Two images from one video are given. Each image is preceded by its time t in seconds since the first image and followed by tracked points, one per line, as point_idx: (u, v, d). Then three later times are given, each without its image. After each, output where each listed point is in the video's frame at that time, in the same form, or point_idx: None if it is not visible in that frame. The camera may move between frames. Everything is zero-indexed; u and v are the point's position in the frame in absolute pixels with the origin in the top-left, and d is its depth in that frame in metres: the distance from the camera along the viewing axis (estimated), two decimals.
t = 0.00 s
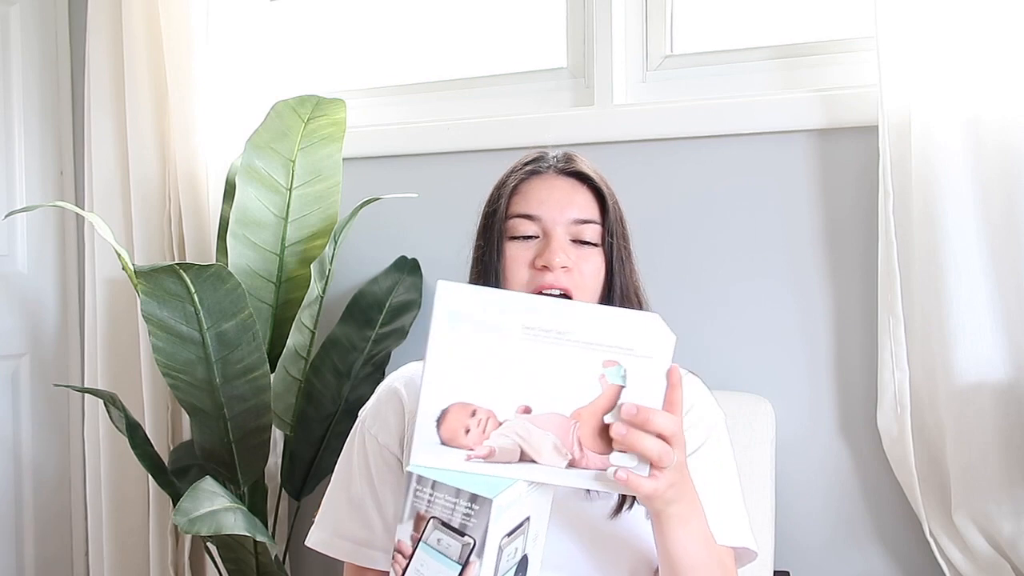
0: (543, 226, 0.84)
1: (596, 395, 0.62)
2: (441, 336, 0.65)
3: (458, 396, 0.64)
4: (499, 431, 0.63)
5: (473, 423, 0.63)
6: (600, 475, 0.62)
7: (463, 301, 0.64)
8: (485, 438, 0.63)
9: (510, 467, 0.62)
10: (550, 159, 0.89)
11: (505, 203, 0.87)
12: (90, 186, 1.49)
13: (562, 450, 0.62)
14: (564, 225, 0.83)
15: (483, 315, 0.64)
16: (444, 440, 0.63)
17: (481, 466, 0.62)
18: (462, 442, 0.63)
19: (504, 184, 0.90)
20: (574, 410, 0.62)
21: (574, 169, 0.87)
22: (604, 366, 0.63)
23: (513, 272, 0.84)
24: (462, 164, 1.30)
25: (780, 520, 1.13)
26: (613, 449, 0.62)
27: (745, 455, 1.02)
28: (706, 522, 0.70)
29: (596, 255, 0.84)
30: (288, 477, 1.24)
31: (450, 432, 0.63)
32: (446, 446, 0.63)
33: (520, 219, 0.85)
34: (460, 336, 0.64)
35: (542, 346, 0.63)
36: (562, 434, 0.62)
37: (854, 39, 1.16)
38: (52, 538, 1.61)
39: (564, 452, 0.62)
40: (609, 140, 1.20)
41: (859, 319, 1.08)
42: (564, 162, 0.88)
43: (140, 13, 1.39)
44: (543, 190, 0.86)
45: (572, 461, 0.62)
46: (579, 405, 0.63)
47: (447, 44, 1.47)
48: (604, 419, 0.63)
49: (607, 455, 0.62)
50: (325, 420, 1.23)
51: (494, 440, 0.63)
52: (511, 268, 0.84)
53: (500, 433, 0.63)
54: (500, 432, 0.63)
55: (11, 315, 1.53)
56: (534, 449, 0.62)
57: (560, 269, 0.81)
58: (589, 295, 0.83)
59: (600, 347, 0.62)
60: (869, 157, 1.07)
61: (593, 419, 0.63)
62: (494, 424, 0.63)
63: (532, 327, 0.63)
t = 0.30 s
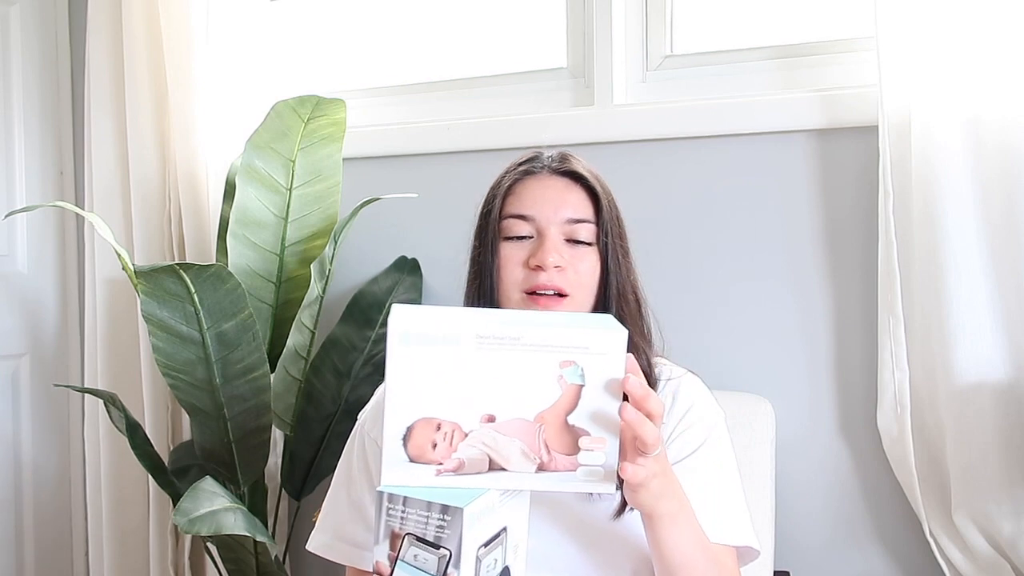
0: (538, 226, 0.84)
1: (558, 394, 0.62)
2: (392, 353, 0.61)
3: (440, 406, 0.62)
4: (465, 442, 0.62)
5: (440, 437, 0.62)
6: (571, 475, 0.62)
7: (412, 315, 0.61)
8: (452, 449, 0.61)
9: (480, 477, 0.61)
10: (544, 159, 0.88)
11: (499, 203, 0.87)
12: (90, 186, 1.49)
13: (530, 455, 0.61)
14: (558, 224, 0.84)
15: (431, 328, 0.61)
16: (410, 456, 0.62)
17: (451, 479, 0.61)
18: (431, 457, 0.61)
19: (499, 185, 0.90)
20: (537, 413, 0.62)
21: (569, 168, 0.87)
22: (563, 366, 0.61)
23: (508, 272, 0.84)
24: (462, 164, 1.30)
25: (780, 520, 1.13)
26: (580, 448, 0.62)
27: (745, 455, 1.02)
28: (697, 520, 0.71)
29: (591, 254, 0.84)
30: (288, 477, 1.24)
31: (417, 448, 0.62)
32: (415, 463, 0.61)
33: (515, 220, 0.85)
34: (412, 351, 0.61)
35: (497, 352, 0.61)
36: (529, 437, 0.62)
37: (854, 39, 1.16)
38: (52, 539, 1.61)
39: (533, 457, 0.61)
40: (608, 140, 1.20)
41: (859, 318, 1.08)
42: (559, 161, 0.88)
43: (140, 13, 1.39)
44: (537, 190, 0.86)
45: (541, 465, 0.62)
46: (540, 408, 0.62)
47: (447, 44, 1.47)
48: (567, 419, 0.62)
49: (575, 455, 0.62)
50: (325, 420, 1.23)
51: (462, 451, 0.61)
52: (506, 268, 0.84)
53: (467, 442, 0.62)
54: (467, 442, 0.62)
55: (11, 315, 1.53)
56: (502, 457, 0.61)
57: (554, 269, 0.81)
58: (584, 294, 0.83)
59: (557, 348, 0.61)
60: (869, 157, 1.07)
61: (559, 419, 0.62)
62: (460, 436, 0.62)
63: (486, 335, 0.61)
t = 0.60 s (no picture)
0: (532, 226, 0.83)
1: (544, 388, 0.63)
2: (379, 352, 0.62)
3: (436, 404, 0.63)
4: (454, 439, 0.63)
5: (429, 435, 0.63)
6: (559, 469, 0.63)
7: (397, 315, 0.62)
8: (441, 447, 0.63)
9: (469, 474, 0.62)
10: (540, 159, 0.89)
11: (494, 203, 0.87)
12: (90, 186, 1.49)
13: (519, 450, 0.63)
14: (552, 224, 0.82)
15: (418, 326, 0.62)
16: (400, 455, 0.63)
17: (442, 476, 0.62)
18: (420, 455, 0.63)
19: (494, 186, 0.90)
20: (525, 407, 0.63)
21: (563, 169, 0.87)
22: (548, 361, 0.62)
23: (501, 272, 0.83)
24: (461, 164, 1.30)
25: (780, 520, 1.13)
26: (567, 441, 0.63)
27: (745, 455, 1.02)
28: (687, 516, 0.71)
29: (585, 255, 0.83)
30: (288, 477, 1.24)
31: (406, 446, 0.63)
32: (405, 460, 0.62)
33: (508, 219, 0.84)
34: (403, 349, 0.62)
35: (483, 350, 0.62)
36: (517, 431, 0.63)
37: (854, 39, 1.16)
38: (52, 539, 1.61)
39: (521, 451, 0.62)
40: (609, 140, 1.20)
41: (859, 319, 1.08)
42: (554, 162, 0.88)
43: (140, 13, 1.39)
44: (531, 190, 0.85)
45: (529, 459, 0.63)
46: (528, 402, 0.63)
47: (447, 44, 1.47)
48: (555, 413, 0.63)
49: (562, 448, 0.63)
50: (325, 420, 1.23)
51: (451, 448, 0.62)
52: (499, 268, 0.83)
53: (455, 440, 0.63)
54: (455, 439, 0.63)
55: (11, 315, 1.53)
56: (491, 453, 0.62)
57: (548, 268, 0.80)
58: (578, 295, 0.82)
59: (541, 344, 0.62)
60: (870, 157, 1.07)
61: (546, 413, 0.63)
62: (448, 433, 0.63)
63: (471, 332, 0.62)
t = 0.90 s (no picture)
0: (536, 226, 0.84)
1: (535, 381, 0.64)
2: (374, 351, 0.63)
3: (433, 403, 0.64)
4: (448, 432, 0.64)
5: (422, 429, 0.63)
6: (553, 459, 0.64)
7: (390, 311, 0.63)
8: (436, 441, 0.63)
9: (462, 467, 0.63)
10: (539, 159, 0.88)
11: (496, 203, 0.87)
12: (90, 186, 1.49)
13: (512, 441, 0.63)
14: (556, 224, 0.84)
15: (410, 322, 0.63)
16: (394, 450, 0.63)
17: (437, 469, 0.63)
18: (415, 449, 0.63)
19: (494, 185, 0.89)
20: (517, 399, 0.64)
21: (565, 167, 0.86)
22: (540, 351, 0.64)
23: (507, 271, 0.84)
24: (461, 163, 1.30)
25: (780, 520, 1.13)
26: (559, 432, 0.64)
27: (745, 455, 1.02)
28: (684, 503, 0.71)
29: (588, 253, 0.84)
30: (288, 477, 1.24)
31: (401, 441, 0.63)
32: (400, 455, 0.63)
33: (513, 220, 0.85)
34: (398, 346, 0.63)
35: (474, 343, 0.63)
36: (510, 422, 0.64)
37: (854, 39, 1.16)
38: (52, 539, 1.61)
39: (514, 443, 0.63)
40: (608, 140, 1.20)
41: (858, 318, 1.08)
42: (555, 160, 0.87)
43: (140, 13, 1.39)
44: (533, 189, 0.86)
45: (523, 451, 0.64)
46: (520, 395, 0.64)
47: (447, 44, 1.47)
48: (546, 404, 0.64)
49: (554, 439, 0.64)
50: (325, 420, 1.23)
51: (446, 442, 0.63)
52: (505, 268, 0.84)
53: (450, 432, 0.63)
54: (450, 432, 0.63)
55: (11, 315, 1.53)
56: (485, 445, 0.63)
57: (556, 268, 0.81)
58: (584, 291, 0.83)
59: (532, 335, 0.64)
60: (870, 157, 1.07)
61: (538, 404, 0.64)
62: (442, 426, 0.64)
63: (462, 326, 0.63)
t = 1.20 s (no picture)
0: (532, 227, 0.83)
1: (541, 377, 0.64)
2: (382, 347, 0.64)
3: (445, 399, 0.64)
4: (454, 427, 0.63)
5: (430, 423, 0.63)
6: (556, 457, 0.63)
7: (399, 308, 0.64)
8: (442, 435, 0.63)
9: (468, 462, 0.62)
10: (533, 159, 0.88)
11: (491, 205, 0.86)
12: (89, 186, 1.49)
13: (516, 438, 0.63)
14: (552, 223, 0.83)
15: (417, 319, 0.64)
16: (402, 444, 0.63)
17: (442, 464, 0.62)
18: (421, 443, 0.63)
19: (489, 186, 0.88)
20: (523, 396, 0.64)
21: (558, 167, 0.86)
22: (544, 350, 0.64)
23: (503, 273, 0.83)
24: (462, 163, 1.30)
25: (780, 520, 1.13)
26: (563, 431, 0.63)
27: (745, 455, 1.02)
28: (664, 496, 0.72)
29: (586, 252, 0.84)
30: (288, 477, 1.24)
31: (408, 435, 0.63)
32: (406, 449, 0.63)
33: (507, 221, 0.84)
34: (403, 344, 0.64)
35: (479, 341, 0.64)
36: (514, 418, 0.63)
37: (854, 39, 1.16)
38: (52, 539, 1.61)
39: (518, 440, 0.63)
40: (608, 140, 1.20)
41: (859, 318, 1.08)
42: (548, 161, 0.87)
43: (140, 13, 1.39)
44: (528, 190, 0.85)
45: (527, 448, 0.63)
46: (526, 391, 0.64)
47: (447, 44, 1.47)
48: (551, 402, 0.64)
49: (558, 436, 0.63)
50: (325, 421, 1.23)
51: (452, 436, 0.63)
52: (501, 269, 0.83)
53: (456, 428, 0.63)
54: (455, 427, 0.63)
55: (11, 315, 1.53)
56: (490, 441, 0.63)
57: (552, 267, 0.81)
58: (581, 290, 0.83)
59: (536, 335, 0.64)
60: (870, 157, 1.07)
61: (543, 401, 0.64)
62: (449, 421, 0.63)
63: (469, 323, 0.64)
